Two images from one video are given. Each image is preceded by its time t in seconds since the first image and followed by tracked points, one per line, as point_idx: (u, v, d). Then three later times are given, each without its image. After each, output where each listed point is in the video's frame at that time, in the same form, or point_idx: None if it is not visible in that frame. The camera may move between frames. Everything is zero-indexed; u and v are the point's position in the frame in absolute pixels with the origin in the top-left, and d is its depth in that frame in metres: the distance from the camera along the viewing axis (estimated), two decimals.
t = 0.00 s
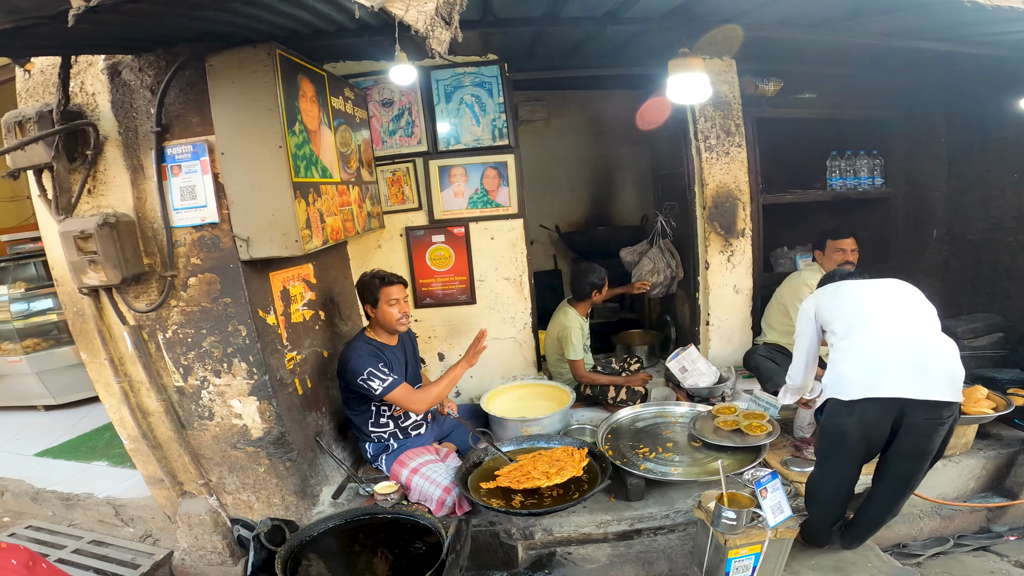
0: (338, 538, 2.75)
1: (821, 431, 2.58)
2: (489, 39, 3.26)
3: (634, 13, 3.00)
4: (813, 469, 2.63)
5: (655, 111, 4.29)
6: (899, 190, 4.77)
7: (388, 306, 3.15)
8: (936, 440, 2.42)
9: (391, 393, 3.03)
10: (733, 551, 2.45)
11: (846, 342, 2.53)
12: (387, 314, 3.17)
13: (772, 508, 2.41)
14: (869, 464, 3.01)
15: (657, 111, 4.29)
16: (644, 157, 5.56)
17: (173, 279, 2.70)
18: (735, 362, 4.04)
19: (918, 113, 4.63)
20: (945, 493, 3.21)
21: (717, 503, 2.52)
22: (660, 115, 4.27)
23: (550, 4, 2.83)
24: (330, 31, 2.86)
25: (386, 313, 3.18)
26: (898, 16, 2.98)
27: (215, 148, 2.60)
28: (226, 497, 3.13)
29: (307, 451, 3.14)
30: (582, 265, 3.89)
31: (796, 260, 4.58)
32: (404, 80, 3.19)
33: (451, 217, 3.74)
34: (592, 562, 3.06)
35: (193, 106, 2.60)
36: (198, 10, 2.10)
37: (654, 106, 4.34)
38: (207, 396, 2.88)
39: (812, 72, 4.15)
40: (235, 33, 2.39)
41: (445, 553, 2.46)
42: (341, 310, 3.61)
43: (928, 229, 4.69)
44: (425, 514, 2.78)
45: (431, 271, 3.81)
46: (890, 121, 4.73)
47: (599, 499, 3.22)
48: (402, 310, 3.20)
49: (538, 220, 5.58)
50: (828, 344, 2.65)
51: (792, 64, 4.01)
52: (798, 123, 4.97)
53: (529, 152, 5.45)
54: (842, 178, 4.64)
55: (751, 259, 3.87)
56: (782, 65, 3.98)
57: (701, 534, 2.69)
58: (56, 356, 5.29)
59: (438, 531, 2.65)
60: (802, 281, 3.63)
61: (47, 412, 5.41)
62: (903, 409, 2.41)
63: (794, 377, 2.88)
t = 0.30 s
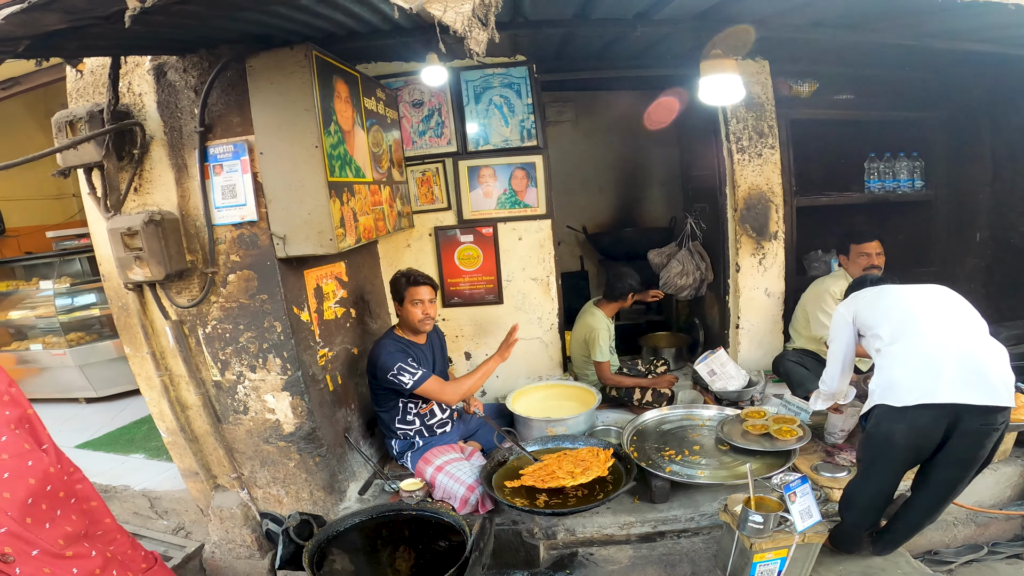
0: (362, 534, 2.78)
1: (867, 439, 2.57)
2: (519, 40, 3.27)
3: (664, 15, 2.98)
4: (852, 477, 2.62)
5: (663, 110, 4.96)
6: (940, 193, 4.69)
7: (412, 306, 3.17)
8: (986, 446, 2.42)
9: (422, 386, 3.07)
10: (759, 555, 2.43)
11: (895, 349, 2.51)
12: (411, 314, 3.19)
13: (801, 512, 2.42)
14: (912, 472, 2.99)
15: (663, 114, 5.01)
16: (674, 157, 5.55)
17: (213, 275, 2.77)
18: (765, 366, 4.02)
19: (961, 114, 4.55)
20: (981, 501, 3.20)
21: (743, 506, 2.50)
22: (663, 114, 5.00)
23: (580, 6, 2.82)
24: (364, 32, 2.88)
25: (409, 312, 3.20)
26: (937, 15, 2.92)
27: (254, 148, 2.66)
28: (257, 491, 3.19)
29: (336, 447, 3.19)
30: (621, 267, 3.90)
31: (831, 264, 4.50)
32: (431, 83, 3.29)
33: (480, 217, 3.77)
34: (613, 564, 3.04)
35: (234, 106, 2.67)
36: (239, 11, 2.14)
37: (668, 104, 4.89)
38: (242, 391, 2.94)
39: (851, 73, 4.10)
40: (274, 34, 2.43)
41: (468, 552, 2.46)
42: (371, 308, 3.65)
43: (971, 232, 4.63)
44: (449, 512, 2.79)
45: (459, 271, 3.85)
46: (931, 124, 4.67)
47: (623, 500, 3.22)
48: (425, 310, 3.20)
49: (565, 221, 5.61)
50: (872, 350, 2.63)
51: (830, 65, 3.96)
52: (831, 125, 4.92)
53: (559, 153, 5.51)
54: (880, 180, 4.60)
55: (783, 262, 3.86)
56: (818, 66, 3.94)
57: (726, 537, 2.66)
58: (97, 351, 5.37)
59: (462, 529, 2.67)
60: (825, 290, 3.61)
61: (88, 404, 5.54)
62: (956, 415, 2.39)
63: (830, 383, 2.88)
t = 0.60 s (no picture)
0: (373, 535, 2.79)
1: (886, 447, 2.55)
2: (535, 44, 3.28)
3: (681, 19, 2.98)
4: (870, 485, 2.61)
5: (660, 113, 5.28)
6: (962, 200, 4.65)
7: (427, 309, 3.19)
8: (1009, 453, 2.40)
9: (434, 388, 3.07)
10: (771, 560, 2.42)
11: (915, 357, 2.49)
12: (425, 316, 3.22)
13: (815, 519, 2.36)
14: (930, 479, 2.97)
15: (660, 117, 5.31)
16: (689, 162, 5.55)
17: (232, 275, 2.81)
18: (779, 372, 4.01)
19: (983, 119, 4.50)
20: (998, 508, 3.21)
21: (755, 511, 2.49)
22: (658, 117, 5.32)
23: (597, 9, 2.83)
24: (382, 36, 2.91)
25: (425, 314, 3.22)
26: (957, 19, 2.90)
27: (274, 151, 2.69)
28: (271, 490, 3.22)
29: (350, 447, 3.20)
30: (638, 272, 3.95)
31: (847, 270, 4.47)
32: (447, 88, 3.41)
33: (494, 220, 3.79)
34: (623, 568, 3.05)
35: (255, 109, 2.71)
36: (261, 15, 2.16)
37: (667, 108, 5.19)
38: (259, 390, 2.97)
39: (870, 78, 4.08)
40: (294, 38, 2.47)
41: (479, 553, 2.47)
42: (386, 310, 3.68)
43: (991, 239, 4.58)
44: (461, 513, 2.80)
45: (473, 274, 3.87)
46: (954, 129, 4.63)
47: (634, 504, 3.18)
48: (440, 313, 3.22)
49: (578, 225, 5.62)
50: (891, 359, 2.62)
51: (849, 70, 3.95)
52: (849, 129, 4.89)
53: (573, 157, 5.53)
54: (899, 186, 4.59)
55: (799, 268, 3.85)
56: (837, 70, 3.93)
57: (737, 543, 2.65)
58: (117, 348, 5.48)
59: (472, 530, 2.69)
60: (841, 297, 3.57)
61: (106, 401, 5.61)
62: (980, 423, 2.37)
63: (845, 393, 2.88)
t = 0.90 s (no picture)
0: (374, 535, 2.79)
1: (887, 449, 2.55)
2: (539, 45, 3.28)
3: (684, 21, 2.98)
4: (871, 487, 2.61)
5: (661, 116, 5.34)
6: (965, 203, 4.66)
7: (432, 304, 3.21)
8: (1009, 456, 2.40)
9: (415, 403, 3.06)
10: (772, 562, 2.42)
11: (916, 360, 2.50)
12: (431, 312, 3.22)
13: (815, 520, 2.36)
14: (932, 481, 2.97)
15: (661, 121, 5.38)
16: (691, 164, 5.55)
17: (236, 275, 2.82)
18: (781, 375, 4.01)
19: (986, 122, 4.49)
20: (999, 510, 3.21)
21: (757, 513, 2.49)
22: (659, 120, 5.39)
23: (601, 11, 2.83)
24: (386, 36, 2.91)
25: (430, 310, 3.23)
26: (960, 22, 2.90)
27: (278, 151, 2.70)
28: (272, 490, 3.22)
29: (351, 447, 3.20)
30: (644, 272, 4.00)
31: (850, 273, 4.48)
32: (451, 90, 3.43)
33: (497, 222, 3.79)
34: (623, 569, 3.05)
35: (259, 110, 2.72)
36: (267, 15, 2.17)
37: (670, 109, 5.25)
38: (261, 390, 2.97)
39: (874, 81, 4.08)
40: (299, 38, 2.47)
41: (480, 554, 2.47)
42: (388, 311, 3.68)
43: (994, 242, 4.58)
44: (462, 514, 2.80)
45: (475, 275, 3.88)
46: (957, 132, 4.63)
47: (635, 506, 3.18)
48: (446, 308, 3.23)
49: (581, 226, 5.63)
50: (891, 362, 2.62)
51: (853, 72, 3.95)
52: (852, 132, 4.90)
53: (576, 158, 5.54)
54: (903, 190, 4.60)
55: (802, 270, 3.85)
56: (841, 73, 3.93)
57: (738, 545, 2.64)
58: (120, 347, 5.50)
59: (473, 530, 2.69)
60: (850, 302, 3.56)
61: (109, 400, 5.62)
62: (980, 426, 2.37)
63: (847, 396, 2.88)
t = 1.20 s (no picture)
0: (376, 536, 2.80)
1: (890, 452, 2.55)
2: (543, 48, 3.29)
3: (689, 25, 2.98)
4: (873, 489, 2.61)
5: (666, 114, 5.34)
6: (970, 207, 4.66)
7: (439, 307, 3.21)
8: (1012, 460, 2.40)
9: (388, 407, 3.15)
10: (773, 565, 2.42)
11: (919, 363, 2.50)
12: (438, 315, 3.22)
13: (817, 523, 2.38)
14: (934, 484, 2.98)
15: (662, 122, 5.42)
16: (694, 166, 5.56)
17: (241, 276, 2.83)
18: (784, 378, 4.01)
19: (992, 125, 4.48)
20: (1002, 514, 3.20)
21: (760, 515, 2.48)
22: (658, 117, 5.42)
23: (606, 14, 2.83)
24: (392, 39, 2.92)
25: (436, 314, 3.23)
26: (964, 26, 2.91)
27: (284, 152, 2.71)
28: (275, 491, 3.22)
29: (354, 449, 3.20)
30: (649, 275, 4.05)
31: (855, 277, 4.48)
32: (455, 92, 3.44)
33: (501, 224, 3.80)
34: (626, 571, 3.04)
35: (266, 111, 2.73)
36: (274, 17, 2.18)
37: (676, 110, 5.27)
38: (266, 391, 2.98)
39: (879, 84, 4.09)
40: (305, 40, 2.48)
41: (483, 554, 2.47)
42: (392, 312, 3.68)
43: (999, 246, 4.54)
44: (464, 515, 2.80)
45: (479, 277, 3.89)
46: (962, 135, 4.63)
47: (638, 508, 3.16)
48: (452, 311, 3.24)
49: (584, 229, 5.64)
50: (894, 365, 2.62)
51: (859, 75, 3.96)
52: (857, 135, 4.91)
53: (580, 160, 5.56)
54: (908, 193, 4.61)
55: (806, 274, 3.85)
56: (847, 76, 3.94)
57: (740, 547, 2.64)
58: (123, 348, 5.48)
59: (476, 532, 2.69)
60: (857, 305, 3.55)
61: (112, 401, 5.62)
62: (984, 429, 2.37)
63: (850, 399, 2.88)
